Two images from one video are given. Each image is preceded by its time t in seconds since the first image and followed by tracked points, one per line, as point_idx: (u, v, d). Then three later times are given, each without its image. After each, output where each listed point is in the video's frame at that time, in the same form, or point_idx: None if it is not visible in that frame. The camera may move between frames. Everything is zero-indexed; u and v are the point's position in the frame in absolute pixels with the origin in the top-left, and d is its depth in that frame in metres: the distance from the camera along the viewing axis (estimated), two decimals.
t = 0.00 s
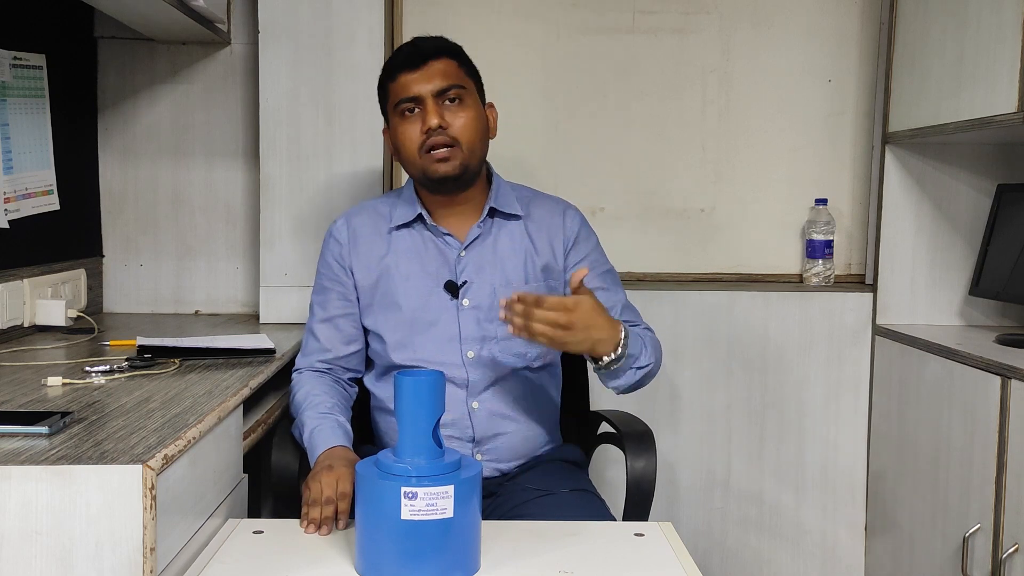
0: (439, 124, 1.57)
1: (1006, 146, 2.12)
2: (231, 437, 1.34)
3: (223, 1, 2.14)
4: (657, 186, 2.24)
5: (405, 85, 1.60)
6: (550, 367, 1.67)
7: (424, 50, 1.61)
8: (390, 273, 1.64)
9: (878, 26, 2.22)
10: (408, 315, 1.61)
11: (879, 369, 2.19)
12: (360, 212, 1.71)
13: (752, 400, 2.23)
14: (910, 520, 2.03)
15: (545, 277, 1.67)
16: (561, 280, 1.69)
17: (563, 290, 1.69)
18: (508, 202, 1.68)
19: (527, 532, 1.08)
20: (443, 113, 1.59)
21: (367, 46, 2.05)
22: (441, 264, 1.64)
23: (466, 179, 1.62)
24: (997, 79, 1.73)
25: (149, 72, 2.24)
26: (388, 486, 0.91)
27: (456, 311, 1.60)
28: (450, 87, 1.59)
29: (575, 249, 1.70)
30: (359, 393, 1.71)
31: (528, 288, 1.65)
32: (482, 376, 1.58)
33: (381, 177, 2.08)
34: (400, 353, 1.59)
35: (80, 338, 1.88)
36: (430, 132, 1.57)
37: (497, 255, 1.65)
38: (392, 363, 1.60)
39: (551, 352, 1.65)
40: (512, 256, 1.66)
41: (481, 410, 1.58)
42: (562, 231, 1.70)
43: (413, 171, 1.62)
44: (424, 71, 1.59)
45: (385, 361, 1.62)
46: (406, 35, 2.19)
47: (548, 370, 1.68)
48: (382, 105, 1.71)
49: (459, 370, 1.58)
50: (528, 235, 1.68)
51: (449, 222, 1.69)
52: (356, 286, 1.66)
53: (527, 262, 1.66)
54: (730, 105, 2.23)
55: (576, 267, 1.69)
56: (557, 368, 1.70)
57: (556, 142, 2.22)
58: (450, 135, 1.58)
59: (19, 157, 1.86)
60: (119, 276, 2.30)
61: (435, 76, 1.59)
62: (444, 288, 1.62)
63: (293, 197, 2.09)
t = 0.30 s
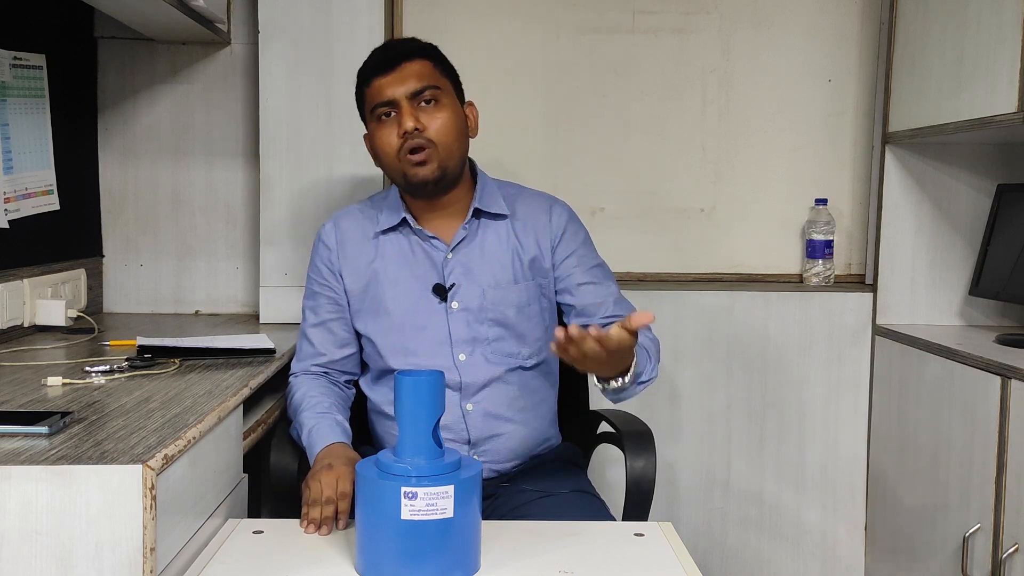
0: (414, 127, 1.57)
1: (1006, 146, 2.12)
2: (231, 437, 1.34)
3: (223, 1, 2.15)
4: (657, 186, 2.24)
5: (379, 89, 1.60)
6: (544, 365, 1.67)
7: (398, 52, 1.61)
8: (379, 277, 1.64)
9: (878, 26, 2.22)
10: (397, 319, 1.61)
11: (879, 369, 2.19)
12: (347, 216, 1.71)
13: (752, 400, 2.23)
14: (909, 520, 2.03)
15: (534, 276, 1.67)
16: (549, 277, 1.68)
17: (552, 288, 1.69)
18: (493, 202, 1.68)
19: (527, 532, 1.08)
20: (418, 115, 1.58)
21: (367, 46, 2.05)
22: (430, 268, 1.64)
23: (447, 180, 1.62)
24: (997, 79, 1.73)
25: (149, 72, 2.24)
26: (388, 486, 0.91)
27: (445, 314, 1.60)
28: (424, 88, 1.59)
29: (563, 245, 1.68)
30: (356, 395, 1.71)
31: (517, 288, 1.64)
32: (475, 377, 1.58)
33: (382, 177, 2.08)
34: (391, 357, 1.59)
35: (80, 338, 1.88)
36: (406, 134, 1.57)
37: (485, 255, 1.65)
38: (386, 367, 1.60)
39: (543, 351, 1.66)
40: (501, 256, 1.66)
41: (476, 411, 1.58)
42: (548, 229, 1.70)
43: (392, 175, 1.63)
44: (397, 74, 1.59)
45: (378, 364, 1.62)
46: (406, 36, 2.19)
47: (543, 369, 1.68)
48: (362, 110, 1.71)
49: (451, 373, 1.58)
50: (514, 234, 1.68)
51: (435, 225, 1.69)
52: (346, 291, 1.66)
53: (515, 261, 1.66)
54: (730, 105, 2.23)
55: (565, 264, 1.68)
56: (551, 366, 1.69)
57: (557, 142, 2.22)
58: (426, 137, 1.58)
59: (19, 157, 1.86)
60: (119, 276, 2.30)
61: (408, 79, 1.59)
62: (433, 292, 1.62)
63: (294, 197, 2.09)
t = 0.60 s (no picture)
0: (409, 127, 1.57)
1: (1006, 146, 2.12)
2: (231, 438, 1.34)
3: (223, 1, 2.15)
4: (657, 186, 2.24)
5: (375, 90, 1.61)
6: (540, 365, 1.67)
7: (394, 53, 1.61)
8: (375, 278, 1.64)
9: (878, 26, 2.22)
10: (394, 320, 1.61)
11: (879, 369, 2.19)
12: (344, 215, 1.71)
13: (752, 400, 2.23)
14: (909, 520, 2.03)
15: (530, 276, 1.67)
16: (545, 277, 1.68)
17: (548, 289, 1.69)
18: (489, 203, 1.68)
19: (527, 532, 1.08)
20: (414, 115, 1.59)
21: (367, 46, 2.05)
22: (427, 269, 1.64)
23: (441, 181, 1.61)
24: (997, 79, 1.73)
25: (149, 72, 2.24)
26: (389, 485, 0.91)
27: (441, 315, 1.60)
28: (420, 89, 1.59)
29: (558, 247, 1.69)
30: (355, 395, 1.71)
31: (513, 289, 1.64)
32: (472, 376, 1.58)
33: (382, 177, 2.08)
34: (387, 356, 1.59)
35: (80, 338, 1.88)
36: (401, 135, 1.58)
37: (480, 256, 1.65)
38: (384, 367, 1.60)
39: (539, 351, 1.66)
40: (496, 257, 1.66)
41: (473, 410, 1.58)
42: (543, 230, 1.69)
43: (387, 175, 1.63)
44: (393, 75, 1.60)
45: (375, 364, 1.62)
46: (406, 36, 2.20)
47: (539, 369, 1.68)
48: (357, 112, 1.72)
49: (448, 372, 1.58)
50: (510, 235, 1.67)
51: (429, 225, 1.69)
52: (342, 291, 1.66)
53: (511, 261, 1.66)
54: (730, 105, 2.23)
55: (561, 265, 1.68)
56: (547, 366, 1.69)
57: (557, 142, 2.22)
58: (421, 137, 1.58)
59: (19, 157, 1.86)
60: (119, 276, 2.30)
61: (404, 80, 1.59)
62: (429, 293, 1.62)
63: (293, 197, 2.09)
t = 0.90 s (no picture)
0: (420, 117, 1.58)
1: (1006, 146, 2.12)
2: (231, 438, 1.34)
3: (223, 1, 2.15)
4: (657, 186, 2.24)
5: (387, 80, 1.62)
6: (542, 363, 1.67)
7: (408, 46, 1.63)
8: (376, 276, 1.64)
9: (878, 26, 2.22)
10: (395, 317, 1.60)
11: (879, 369, 2.19)
12: (345, 215, 1.71)
13: (752, 400, 2.23)
14: (909, 520, 2.03)
15: (531, 273, 1.67)
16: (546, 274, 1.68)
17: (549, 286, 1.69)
18: (491, 200, 1.68)
19: (527, 532, 1.08)
20: (425, 107, 1.60)
21: (367, 46, 2.05)
22: (428, 266, 1.64)
23: (447, 172, 1.62)
24: (997, 79, 1.73)
25: (149, 72, 2.24)
26: (389, 485, 0.91)
27: (443, 311, 1.60)
28: (432, 83, 1.61)
29: (559, 244, 1.69)
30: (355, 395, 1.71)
31: (514, 285, 1.64)
32: (474, 373, 1.58)
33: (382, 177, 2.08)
34: (388, 354, 1.59)
35: (80, 338, 1.88)
36: (411, 125, 1.58)
37: (482, 253, 1.65)
38: (385, 364, 1.60)
39: (540, 348, 1.66)
40: (497, 254, 1.66)
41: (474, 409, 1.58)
42: (544, 227, 1.70)
43: (394, 165, 1.63)
44: (406, 67, 1.61)
45: (375, 362, 1.62)
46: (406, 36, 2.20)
47: (540, 367, 1.68)
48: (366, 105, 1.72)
49: (449, 369, 1.58)
50: (511, 232, 1.68)
51: (431, 221, 1.69)
52: (343, 289, 1.66)
53: (512, 258, 1.66)
54: (730, 105, 2.23)
55: (562, 262, 1.69)
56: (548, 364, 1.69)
57: (557, 142, 2.22)
58: (431, 128, 1.59)
59: (19, 157, 1.86)
60: (119, 276, 2.30)
61: (416, 72, 1.61)
62: (430, 289, 1.61)
63: (293, 197, 2.09)
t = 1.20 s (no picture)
0: (445, 118, 1.58)
1: (1006, 146, 2.12)
2: (230, 437, 1.34)
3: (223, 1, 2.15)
4: (656, 186, 2.24)
5: (413, 76, 1.61)
6: (544, 361, 1.67)
7: (438, 44, 1.63)
8: (381, 274, 1.64)
9: (878, 26, 2.22)
10: (399, 314, 1.60)
11: (879, 369, 2.19)
12: (350, 214, 1.71)
13: (752, 400, 2.23)
14: (909, 519, 2.03)
15: (535, 271, 1.67)
16: (550, 272, 1.69)
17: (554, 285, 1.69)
18: (497, 200, 1.69)
19: (527, 532, 1.08)
20: (449, 108, 1.60)
21: (367, 46, 2.04)
22: (431, 264, 1.64)
23: (461, 175, 1.63)
24: (997, 79, 1.73)
25: (149, 72, 2.24)
26: (389, 485, 0.91)
27: (447, 309, 1.60)
28: (458, 85, 1.62)
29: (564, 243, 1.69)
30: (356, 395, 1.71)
31: (519, 283, 1.65)
32: (476, 371, 1.59)
33: (382, 177, 2.08)
34: (392, 351, 1.59)
35: (80, 338, 1.88)
36: (434, 125, 1.59)
37: (486, 252, 1.65)
38: (388, 362, 1.60)
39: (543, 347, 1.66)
40: (502, 252, 1.66)
41: (476, 407, 1.58)
42: (548, 226, 1.70)
43: (409, 161, 1.63)
44: (434, 66, 1.61)
45: (377, 361, 1.62)
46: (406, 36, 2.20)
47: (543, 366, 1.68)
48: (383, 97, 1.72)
49: (453, 367, 1.58)
50: (515, 231, 1.68)
51: (438, 219, 1.70)
52: (347, 287, 1.65)
53: (517, 256, 1.66)
54: (730, 105, 2.23)
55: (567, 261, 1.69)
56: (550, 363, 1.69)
57: (557, 142, 2.22)
58: (453, 130, 1.59)
59: (19, 157, 1.86)
60: (119, 276, 2.30)
61: (445, 73, 1.61)
62: (435, 286, 1.62)
63: (293, 197, 2.09)
